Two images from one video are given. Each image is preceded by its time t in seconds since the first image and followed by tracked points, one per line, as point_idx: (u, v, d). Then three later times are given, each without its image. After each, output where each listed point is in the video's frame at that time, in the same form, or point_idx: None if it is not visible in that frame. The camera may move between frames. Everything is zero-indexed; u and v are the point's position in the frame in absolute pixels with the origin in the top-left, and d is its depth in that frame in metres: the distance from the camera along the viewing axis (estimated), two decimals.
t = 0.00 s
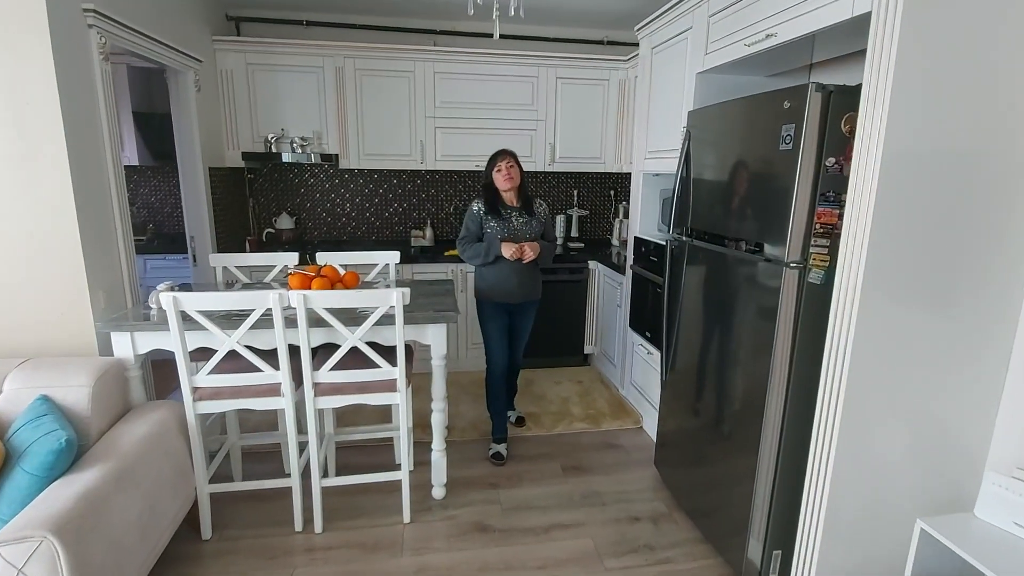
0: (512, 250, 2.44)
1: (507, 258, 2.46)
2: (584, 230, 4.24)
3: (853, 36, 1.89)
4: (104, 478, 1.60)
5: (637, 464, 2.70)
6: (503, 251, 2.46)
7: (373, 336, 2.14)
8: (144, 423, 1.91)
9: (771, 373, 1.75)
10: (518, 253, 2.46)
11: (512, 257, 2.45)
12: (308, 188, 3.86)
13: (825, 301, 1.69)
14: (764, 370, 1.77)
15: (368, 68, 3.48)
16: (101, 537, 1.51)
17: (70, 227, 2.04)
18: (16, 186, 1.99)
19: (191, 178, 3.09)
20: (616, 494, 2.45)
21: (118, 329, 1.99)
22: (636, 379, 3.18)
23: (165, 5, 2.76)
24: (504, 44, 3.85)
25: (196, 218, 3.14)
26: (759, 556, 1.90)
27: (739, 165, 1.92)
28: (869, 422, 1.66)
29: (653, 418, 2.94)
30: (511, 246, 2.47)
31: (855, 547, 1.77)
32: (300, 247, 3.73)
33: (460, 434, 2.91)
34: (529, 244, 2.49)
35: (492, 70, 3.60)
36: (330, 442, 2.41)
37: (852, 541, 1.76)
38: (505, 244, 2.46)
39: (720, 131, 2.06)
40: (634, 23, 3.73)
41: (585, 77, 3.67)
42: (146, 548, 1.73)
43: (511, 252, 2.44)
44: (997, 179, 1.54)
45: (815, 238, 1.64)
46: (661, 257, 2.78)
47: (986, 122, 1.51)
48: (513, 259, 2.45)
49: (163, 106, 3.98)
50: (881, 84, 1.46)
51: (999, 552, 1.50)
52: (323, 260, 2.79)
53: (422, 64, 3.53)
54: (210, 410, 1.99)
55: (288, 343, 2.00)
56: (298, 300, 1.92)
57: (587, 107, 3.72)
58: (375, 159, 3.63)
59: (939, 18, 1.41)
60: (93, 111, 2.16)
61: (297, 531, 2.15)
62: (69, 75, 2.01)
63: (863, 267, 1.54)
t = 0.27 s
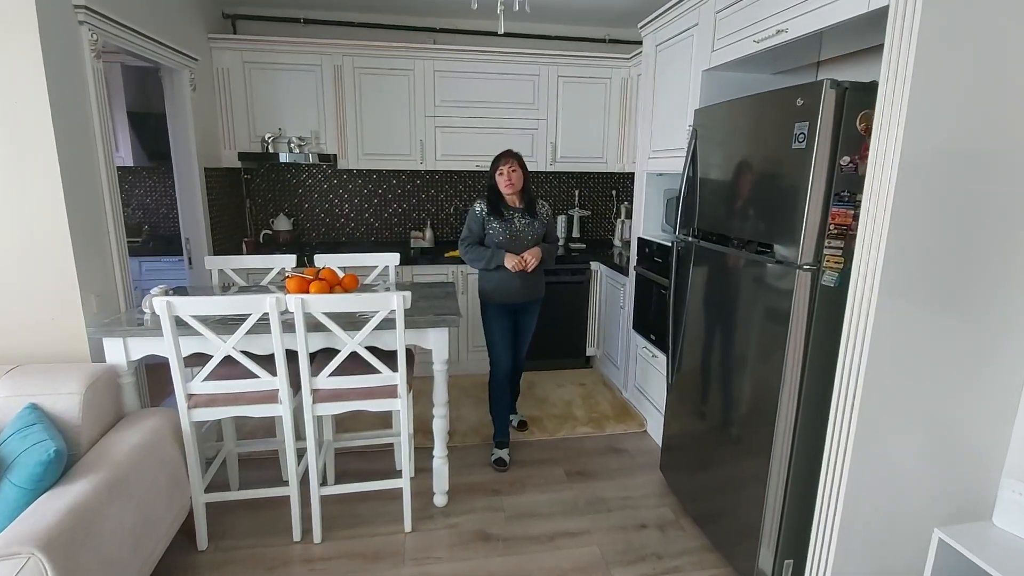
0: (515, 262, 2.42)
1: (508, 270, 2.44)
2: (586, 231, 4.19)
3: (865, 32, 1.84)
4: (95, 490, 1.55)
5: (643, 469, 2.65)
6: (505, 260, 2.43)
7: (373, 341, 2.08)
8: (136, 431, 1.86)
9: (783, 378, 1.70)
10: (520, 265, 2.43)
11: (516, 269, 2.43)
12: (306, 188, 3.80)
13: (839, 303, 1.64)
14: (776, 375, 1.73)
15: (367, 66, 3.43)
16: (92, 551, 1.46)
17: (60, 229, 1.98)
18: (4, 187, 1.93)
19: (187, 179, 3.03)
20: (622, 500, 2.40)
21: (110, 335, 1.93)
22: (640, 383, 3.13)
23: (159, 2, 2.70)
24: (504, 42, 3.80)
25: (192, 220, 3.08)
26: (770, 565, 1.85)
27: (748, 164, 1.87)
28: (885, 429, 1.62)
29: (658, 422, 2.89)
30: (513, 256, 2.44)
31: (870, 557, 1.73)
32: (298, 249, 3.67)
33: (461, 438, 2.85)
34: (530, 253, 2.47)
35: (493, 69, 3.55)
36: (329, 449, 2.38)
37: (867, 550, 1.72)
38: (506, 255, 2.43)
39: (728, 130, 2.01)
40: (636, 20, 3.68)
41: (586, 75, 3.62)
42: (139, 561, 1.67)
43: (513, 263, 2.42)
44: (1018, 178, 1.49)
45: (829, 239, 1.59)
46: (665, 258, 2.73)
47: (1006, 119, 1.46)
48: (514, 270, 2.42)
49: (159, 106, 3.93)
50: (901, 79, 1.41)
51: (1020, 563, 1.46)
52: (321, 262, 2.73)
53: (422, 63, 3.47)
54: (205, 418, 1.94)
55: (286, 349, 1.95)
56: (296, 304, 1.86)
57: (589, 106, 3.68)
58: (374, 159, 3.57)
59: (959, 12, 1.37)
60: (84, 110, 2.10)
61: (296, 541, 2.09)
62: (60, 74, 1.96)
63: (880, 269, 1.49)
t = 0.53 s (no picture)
0: (516, 261, 2.38)
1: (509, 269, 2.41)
2: (585, 230, 4.15)
3: (874, 28, 1.81)
4: (88, 499, 1.51)
5: (646, 472, 2.62)
6: (506, 259, 2.40)
7: (373, 343, 2.04)
8: (130, 438, 1.81)
9: (793, 380, 1.67)
10: (521, 264, 2.39)
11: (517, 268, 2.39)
12: (303, 188, 3.75)
13: (849, 304, 1.61)
14: (785, 377, 1.70)
15: (365, 64, 3.38)
16: (85, 563, 1.41)
17: (51, 231, 1.94)
18: None
19: (182, 178, 2.98)
20: (626, 504, 2.37)
21: (102, 338, 1.89)
22: (642, 383, 3.10)
23: None
24: (503, 39, 3.76)
25: (187, 220, 3.03)
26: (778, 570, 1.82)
27: (755, 162, 1.84)
28: (897, 432, 1.59)
29: (660, 424, 2.86)
30: (514, 255, 2.40)
31: (881, 562, 1.70)
32: (295, 249, 3.63)
33: (462, 441, 2.82)
34: (531, 254, 2.43)
35: (492, 66, 3.50)
36: (327, 454, 2.34)
37: (878, 556, 1.69)
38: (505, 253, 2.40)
39: (734, 127, 1.98)
40: (637, 17, 3.65)
41: (587, 73, 3.59)
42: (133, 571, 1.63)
43: (514, 262, 2.38)
44: None
45: (840, 239, 1.56)
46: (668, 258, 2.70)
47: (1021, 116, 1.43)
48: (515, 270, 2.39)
49: (153, 104, 3.87)
50: (915, 76, 1.38)
51: None
52: (319, 263, 2.69)
53: (420, 60, 3.43)
54: (201, 423, 1.90)
55: (283, 352, 1.91)
56: (294, 306, 1.82)
57: (589, 104, 3.64)
58: (372, 158, 3.53)
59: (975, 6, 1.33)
60: (76, 108, 2.05)
61: (294, 547, 2.05)
62: (50, 70, 1.90)
63: (893, 270, 1.46)
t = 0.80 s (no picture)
0: (517, 259, 2.36)
1: (512, 268, 2.38)
2: (584, 230, 4.13)
3: (880, 25, 1.79)
4: (81, 507, 1.47)
5: (648, 473, 2.60)
6: (507, 259, 2.38)
7: (373, 345, 2.01)
8: (125, 442, 1.78)
9: (799, 382, 1.64)
10: (522, 263, 2.37)
11: (519, 267, 2.37)
12: (300, 187, 3.72)
13: (857, 304, 1.59)
14: (791, 378, 1.67)
15: (362, 62, 3.35)
16: (77, 572, 1.38)
17: (43, 231, 1.90)
18: None
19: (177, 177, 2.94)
20: (628, 506, 2.35)
21: (96, 340, 1.85)
22: (643, 384, 3.07)
23: None
24: (501, 37, 3.73)
25: (182, 219, 2.99)
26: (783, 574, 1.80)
27: (760, 160, 1.81)
28: (904, 434, 1.56)
29: (661, 425, 2.84)
30: (516, 255, 2.38)
31: (887, 566, 1.68)
32: (291, 249, 3.59)
33: (462, 443, 2.79)
34: (533, 252, 2.41)
35: (491, 65, 3.47)
36: (326, 457, 2.31)
37: (884, 559, 1.67)
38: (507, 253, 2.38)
39: (737, 126, 1.96)
40: (637, 15, 3.62)
41: (586, 72, 3.56)
42: None
43: (514, 261, 2.36)
44: None
45: (847, 239, 1.53)
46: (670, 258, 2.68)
47: None
48: (518, 270, 2.37)
49: (147, 102, 3.83)
50: (925, 73, 1.35)
51: None
52: (317, 263, 2.65)
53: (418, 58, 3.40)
54: (197, 426, 1.86)
55: (281, 354, 1.87)
56: (292, 308, 1.78)
57: (589, 103, 3.61)
58: (370, 157, 3.49)
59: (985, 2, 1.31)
60: (68, 106, 2.01)
61: (292, 553, 2.02)
62: (41, 67, 1.87)
63: (903, 270, 1.44)
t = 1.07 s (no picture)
0: (518, 256, 2.34)
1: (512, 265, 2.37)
2: (582, 228, 4.11)
3: (881, 23, 1.78)
4: (74, 511, 1.45)
5: (648, 473, 2.59)
6: (508, 256, 2.36)
7: (371, 345, 1.99)
8: (119, 444, 1.76)
9: (802, 382, 1.64)
10: (523, 259, 2.35)
11: (519, 264, 2.36)
12: (296, 185, 3.69)
13: (859, 304, 1.58)
14: (793, 379, 1.66)
15: (359, 59, 3.32)
16: None
17: (35, 229, 1.87)
18: None
19: (171, 175, 2.91)
20: (629, 506, 2.33)
21: (89, 341, 1.82)
22: (642, 383, 3.06)
23: None
24: (499, 35, 3.71)
25: (176, 218, 2.95)
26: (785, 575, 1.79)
27: (762, 158, 1.80)
28: (907, 434, 1.56)
29: (660, 424, 2.83)
30: (516, 251, 2.37)
31: (889, 566, 1.67)
32: (287, 248, 3.56)
33: (461, 443, 2.77)
34: (533, 248, 2.40)
35: (488, 62, 3.45)
36: (324, 458, 2.29)
37: (886, 559, 1.66)
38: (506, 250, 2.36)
39: (739, 124, 1.94)
40: (635, 13, 3.61)
41: (584, 70, 3.55)
42: None
43: (516, 258, 2.34)
44: None
45: (850, 237, 1.53)
46: (669, 257, 2.66)
47: None
48: (518, 266, 2.36)
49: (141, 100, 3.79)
50: (929, 70, 1.34)
51: None
52: (314, 262, 2.63)
53: (415, 56, 3.37)
54: (193, 428, 1.83)
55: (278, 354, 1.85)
56: (288, 307, 1.76)
57: (587, 101, 3.60)
58: (367, 155, 3.47)
59: None
60: (60, 102, 1.98)
61: (290, 555, 1.99)
62: (33, 63, 1.83)
63: (906, 269, 1.43)
